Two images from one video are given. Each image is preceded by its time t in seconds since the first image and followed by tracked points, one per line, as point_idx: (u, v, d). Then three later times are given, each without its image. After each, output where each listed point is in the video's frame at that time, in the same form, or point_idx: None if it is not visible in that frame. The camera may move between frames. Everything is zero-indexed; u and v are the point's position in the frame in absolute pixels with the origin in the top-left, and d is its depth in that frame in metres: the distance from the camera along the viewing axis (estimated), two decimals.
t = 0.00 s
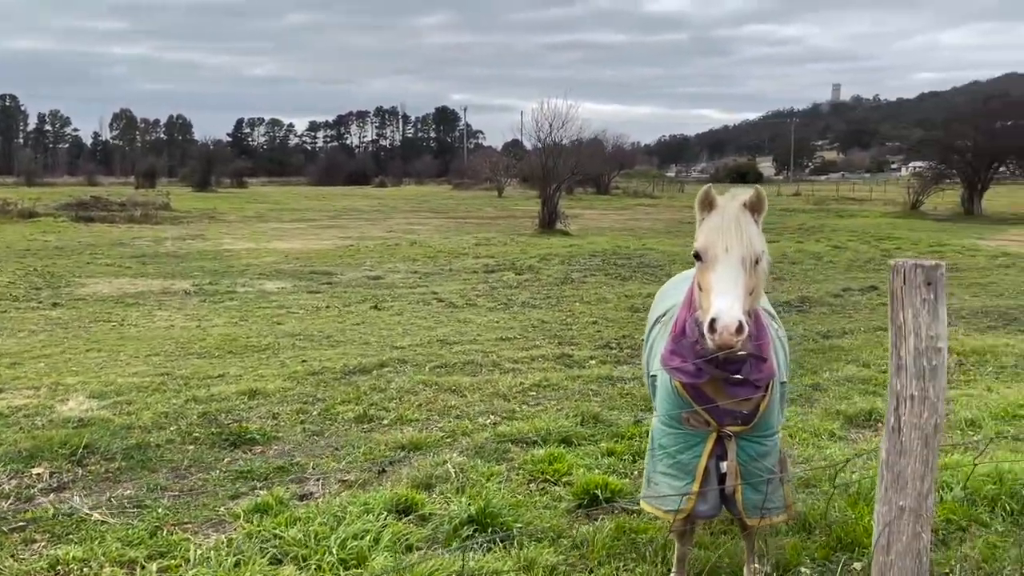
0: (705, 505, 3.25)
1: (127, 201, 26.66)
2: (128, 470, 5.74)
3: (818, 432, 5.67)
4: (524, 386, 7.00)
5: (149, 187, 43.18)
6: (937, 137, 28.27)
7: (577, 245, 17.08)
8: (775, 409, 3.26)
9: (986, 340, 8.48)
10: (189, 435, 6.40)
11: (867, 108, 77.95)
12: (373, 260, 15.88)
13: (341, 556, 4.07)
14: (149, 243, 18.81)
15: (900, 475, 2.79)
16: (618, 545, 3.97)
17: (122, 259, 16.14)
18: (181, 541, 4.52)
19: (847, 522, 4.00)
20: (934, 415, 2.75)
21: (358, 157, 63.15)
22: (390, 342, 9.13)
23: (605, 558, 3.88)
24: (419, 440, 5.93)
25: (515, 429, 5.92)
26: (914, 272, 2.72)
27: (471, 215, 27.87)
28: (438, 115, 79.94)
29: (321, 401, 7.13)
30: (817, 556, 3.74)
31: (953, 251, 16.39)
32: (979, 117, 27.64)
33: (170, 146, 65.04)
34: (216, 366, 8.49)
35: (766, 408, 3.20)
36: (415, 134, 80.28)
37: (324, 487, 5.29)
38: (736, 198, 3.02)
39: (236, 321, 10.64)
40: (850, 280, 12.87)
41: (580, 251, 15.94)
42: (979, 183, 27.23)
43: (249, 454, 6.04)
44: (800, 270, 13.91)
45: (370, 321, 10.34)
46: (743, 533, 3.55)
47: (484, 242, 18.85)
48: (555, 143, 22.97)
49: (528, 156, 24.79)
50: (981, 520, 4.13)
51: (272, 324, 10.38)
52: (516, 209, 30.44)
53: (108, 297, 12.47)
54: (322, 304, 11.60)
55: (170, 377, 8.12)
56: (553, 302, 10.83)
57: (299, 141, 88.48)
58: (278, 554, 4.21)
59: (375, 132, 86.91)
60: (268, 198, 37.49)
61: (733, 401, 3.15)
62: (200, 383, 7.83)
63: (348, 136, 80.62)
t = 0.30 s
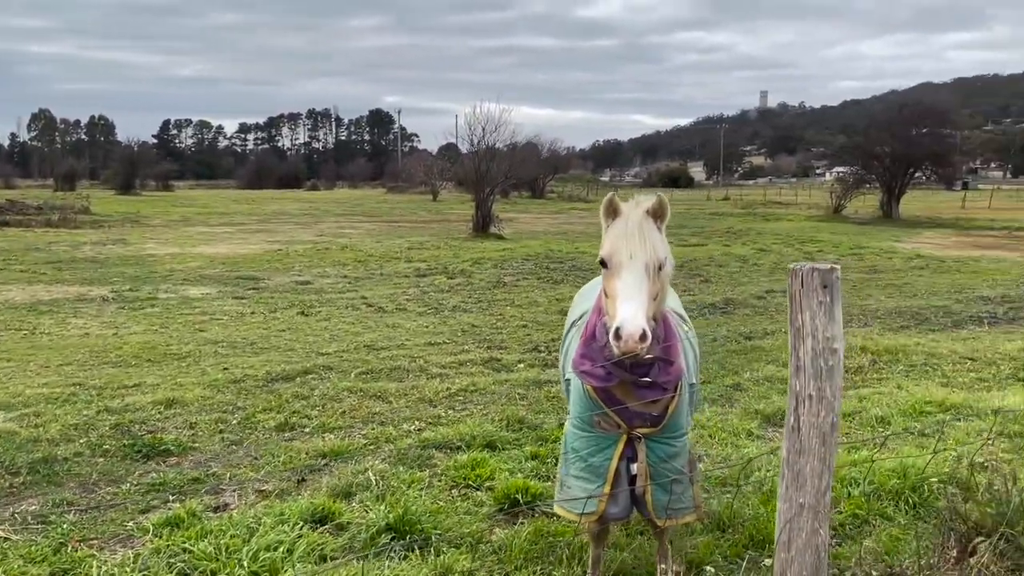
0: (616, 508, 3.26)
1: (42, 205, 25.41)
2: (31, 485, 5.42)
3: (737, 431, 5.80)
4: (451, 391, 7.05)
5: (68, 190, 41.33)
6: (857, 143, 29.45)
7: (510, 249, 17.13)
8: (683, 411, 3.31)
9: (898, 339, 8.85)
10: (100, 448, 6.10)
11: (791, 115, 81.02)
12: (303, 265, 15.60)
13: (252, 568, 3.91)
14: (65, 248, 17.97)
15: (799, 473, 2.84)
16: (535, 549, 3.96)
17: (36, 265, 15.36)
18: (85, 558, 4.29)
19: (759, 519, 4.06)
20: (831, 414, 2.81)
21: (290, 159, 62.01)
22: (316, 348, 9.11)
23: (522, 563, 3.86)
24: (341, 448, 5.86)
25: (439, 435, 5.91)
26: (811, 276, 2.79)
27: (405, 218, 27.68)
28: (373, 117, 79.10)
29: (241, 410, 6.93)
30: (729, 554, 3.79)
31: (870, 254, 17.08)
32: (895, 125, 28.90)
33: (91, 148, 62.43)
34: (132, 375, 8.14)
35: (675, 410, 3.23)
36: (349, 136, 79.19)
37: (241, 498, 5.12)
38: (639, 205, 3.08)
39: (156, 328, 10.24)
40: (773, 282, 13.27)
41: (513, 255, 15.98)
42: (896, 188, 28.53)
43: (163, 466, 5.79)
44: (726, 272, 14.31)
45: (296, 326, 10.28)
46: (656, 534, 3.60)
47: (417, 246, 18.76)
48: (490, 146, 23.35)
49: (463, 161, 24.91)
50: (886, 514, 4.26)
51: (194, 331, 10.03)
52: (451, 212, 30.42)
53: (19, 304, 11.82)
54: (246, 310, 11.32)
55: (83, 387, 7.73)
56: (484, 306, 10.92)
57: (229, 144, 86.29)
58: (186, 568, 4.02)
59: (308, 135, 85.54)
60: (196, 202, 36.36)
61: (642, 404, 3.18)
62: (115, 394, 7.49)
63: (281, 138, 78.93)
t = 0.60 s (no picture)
0: (539, 508, 3.26)
1: None
2: None
3: (670, 429, 5.87)
4: (387, 393, 7.09)
5: None
6: (796, 144, 30.25)
7: (454, 249, 17.07)
8: (607, 409, 3.33)
9: (829, 336, 9.09)
10: (16, 456, 5.83)
11: (734, 117, 82.97)
12: (242, 266, 15.31)
13: None
14: None
15: (715, 470, 2.88)
16: (463, 551, 3.95)
17: None
18: None
19: (685, 515, 4.11)
20: (744, 411, 2.84)
21: (233, 158, 60.72)
22: (250, 350, 8.94)
23: (448, 565, 3.83)
24: (271, 452, 5.76)
25: (373, 438, 5.89)
26: (724, 275, 2.82)
27: (350, 218, 27.39)
28: (318, 116, 78.05)
29: (169, 414, 6.73)
30: (656, 551, 3.81)
31: (807, 253, 17.54)
32: (832, 128, 29.69)
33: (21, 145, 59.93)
34: (56, 380, 7.81)
35: (597, 409, 3.26)
36: (294, 135, 77.96)
37: (164, 505, 4.96)
38: (556, 206, 3.17)
39: (83, 331, 9.86)
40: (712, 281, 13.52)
41: (457, 255, 15.93)
42: (833, 188, 29.44)
43: (83, 473, 5.54)
44: (666, 271, 14.57)
45: (232, 328, 10.07)
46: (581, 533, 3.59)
47: (360, 246, 18.61)
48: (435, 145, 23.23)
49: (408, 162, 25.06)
50: (808, 508, 4.35)
51: (124, 334, 9.68)
52: (397, 211, 30.24)
53: None
54: (180, 312, 11.01)
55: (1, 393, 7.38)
56: (425, 307, 11.01)
57: (169, 141, 83.97)
58: None
59: (251, 133, 83.86)
60: (133, 201, 35.25)
61: (564, 404, 3.18)
62: (36, 399, 7.18)
63: (223, 135, 77.16)
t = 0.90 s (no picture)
0: (475, 505, 3.23)
1: None
2: None
3: (618, 423, 5.92)
4: (335, 391, 7.06)
5: None
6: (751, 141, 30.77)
7: (411, 246, 16.95)
8: (543, 404, 3.32)
9: (777, 330, 9.27)
10: None
11: (692, 114, 84.11)
12: (193, 263, 15.01)
13: None
14: None
15: (648, 463, 2.87)
16: (404, 549, 3.92)
17: None
18: None
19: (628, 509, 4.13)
20: (676, 405, 2.85)
21: (187, 153, 59.44)
22: (197, 348, 8.76)
23: (387, 563, 3.80)
24: (213, 452, 5.65)
25: (319, 437, 5.83)
26: (656, 270, 2.81)
27: (307, 214, 27.05)
28: (275, 111, 76.86)
29: (109, 414, 6.54)
30: (597, 544, 3.80)
31: (760, 248, 17.87)
32: (785, 125, 30.31)
33: None
34: None
35: (534, 404, 3.25)
36: (250, 130, 76.67)
37: (100, 507, 4.82)
38: (487, 200, 3.16)
39: (22, 329, 9.52)
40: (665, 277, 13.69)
41: (413, 251, 15.87)
42: (786, 184, 30.04)
43: (16, 475, 5.34)
44: (621, 266, 14.71)
45: (179, 326, 9.85)
46: (521, 529, 3.58)
47: (315, 242, 18.42)
48: (392, 141, 23.40)
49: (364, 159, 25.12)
50: (749, 500, 4.40)
51: (65, 332, 9.38)
52: (354, 207, 29.99)
53: None
54: (126, 310, 10.73)
55: None
56: (378, 304, 11.02)
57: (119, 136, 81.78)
58: None
59: (205, 127, 82.15)
60: (80, 196, 34.23)
61: (499, 401, 3.17)
62: None
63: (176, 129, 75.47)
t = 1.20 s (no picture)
0: (430, 498, 3.21)
1: None
2: None
3: (582, 414, 5.93)
4: (298, 385, 6.97)
5: None
6: (719, 135, 31.08)
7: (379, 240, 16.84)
8: (498, 396, 3.30)
9: (741, 322, 9.36)
10: None
11: (661, 108, 84.72)
12: (157, 257, 14.73)
13: None
14: None
15: (601, 454, 2.85)
16: (361, 544, 3.87)
17: None
18: None
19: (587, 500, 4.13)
20: (628, 395, 2.83)
21: (152, 146, 58.35)
22: (159, 342, 8.59)
23: (343, 559, 3.75)
24: (172, 448, 5.54)
25: (281, 431, 5.75)
26: (609, 261, 2.79)
27: (274, 207, 26.72)
28: (242, 104, 75.73)
29: (65, 411, 6.38)
30: (557, 536, 3.79)
31: (727, 240, 18.07)
32: (753, 119, 30.66)
33: None
34: None
35: (489, 395, 3.22)
36: (217, 122, 75.46)
37: (51, 504, 4.69)
38: (439, 190, 3.12)
39: None
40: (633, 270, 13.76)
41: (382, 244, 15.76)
42: (754, 178, 30.38)
43: None
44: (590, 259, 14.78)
45: (141, 320, 9.65)
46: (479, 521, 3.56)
47: (282, 236, 18.20)
48: (360, 133, 23.46)
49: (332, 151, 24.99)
50: (708, 490, 4.42)
51: (22, 328, 9.12)
52: (323, 201, 29.71)
53: None
54: (86, 305, 10.48)
55: None
56: (344, 297, 10.92)
57: (81, 129, 79.96)
58: None
59: (171, 120, 80.67)
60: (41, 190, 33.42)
61: (453, 393, 3.13)
62: None
63: (141, 122, 74.04)
